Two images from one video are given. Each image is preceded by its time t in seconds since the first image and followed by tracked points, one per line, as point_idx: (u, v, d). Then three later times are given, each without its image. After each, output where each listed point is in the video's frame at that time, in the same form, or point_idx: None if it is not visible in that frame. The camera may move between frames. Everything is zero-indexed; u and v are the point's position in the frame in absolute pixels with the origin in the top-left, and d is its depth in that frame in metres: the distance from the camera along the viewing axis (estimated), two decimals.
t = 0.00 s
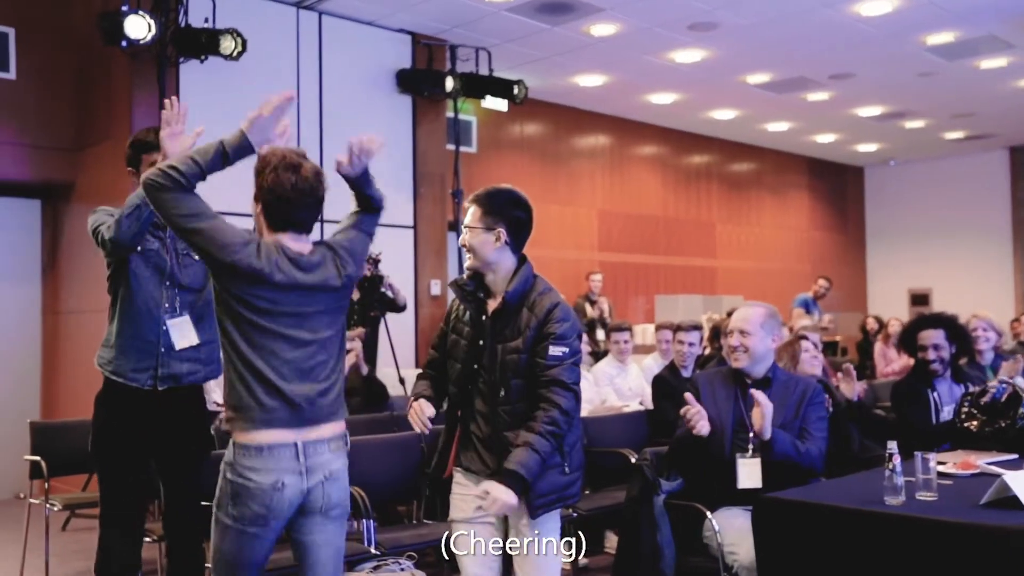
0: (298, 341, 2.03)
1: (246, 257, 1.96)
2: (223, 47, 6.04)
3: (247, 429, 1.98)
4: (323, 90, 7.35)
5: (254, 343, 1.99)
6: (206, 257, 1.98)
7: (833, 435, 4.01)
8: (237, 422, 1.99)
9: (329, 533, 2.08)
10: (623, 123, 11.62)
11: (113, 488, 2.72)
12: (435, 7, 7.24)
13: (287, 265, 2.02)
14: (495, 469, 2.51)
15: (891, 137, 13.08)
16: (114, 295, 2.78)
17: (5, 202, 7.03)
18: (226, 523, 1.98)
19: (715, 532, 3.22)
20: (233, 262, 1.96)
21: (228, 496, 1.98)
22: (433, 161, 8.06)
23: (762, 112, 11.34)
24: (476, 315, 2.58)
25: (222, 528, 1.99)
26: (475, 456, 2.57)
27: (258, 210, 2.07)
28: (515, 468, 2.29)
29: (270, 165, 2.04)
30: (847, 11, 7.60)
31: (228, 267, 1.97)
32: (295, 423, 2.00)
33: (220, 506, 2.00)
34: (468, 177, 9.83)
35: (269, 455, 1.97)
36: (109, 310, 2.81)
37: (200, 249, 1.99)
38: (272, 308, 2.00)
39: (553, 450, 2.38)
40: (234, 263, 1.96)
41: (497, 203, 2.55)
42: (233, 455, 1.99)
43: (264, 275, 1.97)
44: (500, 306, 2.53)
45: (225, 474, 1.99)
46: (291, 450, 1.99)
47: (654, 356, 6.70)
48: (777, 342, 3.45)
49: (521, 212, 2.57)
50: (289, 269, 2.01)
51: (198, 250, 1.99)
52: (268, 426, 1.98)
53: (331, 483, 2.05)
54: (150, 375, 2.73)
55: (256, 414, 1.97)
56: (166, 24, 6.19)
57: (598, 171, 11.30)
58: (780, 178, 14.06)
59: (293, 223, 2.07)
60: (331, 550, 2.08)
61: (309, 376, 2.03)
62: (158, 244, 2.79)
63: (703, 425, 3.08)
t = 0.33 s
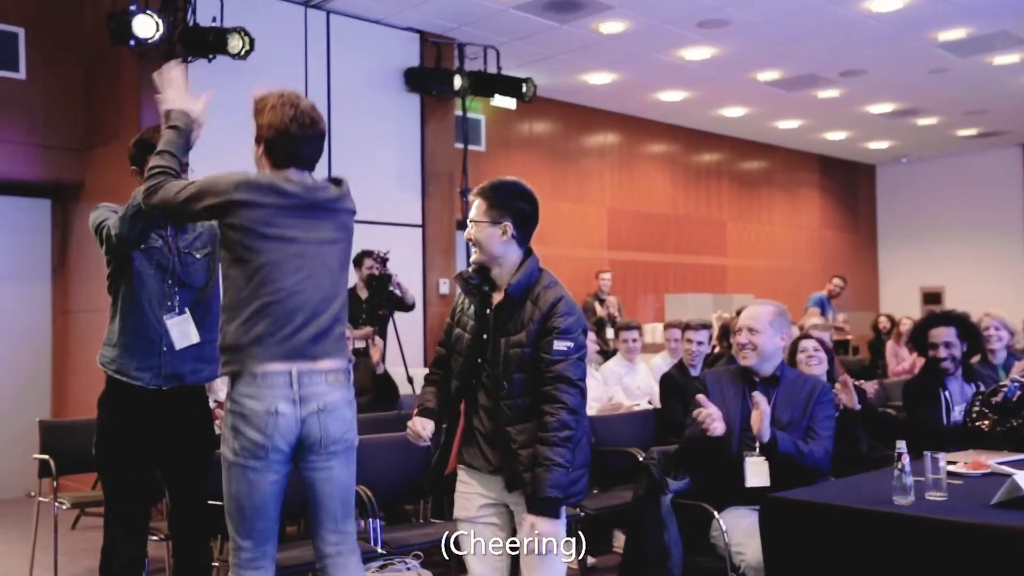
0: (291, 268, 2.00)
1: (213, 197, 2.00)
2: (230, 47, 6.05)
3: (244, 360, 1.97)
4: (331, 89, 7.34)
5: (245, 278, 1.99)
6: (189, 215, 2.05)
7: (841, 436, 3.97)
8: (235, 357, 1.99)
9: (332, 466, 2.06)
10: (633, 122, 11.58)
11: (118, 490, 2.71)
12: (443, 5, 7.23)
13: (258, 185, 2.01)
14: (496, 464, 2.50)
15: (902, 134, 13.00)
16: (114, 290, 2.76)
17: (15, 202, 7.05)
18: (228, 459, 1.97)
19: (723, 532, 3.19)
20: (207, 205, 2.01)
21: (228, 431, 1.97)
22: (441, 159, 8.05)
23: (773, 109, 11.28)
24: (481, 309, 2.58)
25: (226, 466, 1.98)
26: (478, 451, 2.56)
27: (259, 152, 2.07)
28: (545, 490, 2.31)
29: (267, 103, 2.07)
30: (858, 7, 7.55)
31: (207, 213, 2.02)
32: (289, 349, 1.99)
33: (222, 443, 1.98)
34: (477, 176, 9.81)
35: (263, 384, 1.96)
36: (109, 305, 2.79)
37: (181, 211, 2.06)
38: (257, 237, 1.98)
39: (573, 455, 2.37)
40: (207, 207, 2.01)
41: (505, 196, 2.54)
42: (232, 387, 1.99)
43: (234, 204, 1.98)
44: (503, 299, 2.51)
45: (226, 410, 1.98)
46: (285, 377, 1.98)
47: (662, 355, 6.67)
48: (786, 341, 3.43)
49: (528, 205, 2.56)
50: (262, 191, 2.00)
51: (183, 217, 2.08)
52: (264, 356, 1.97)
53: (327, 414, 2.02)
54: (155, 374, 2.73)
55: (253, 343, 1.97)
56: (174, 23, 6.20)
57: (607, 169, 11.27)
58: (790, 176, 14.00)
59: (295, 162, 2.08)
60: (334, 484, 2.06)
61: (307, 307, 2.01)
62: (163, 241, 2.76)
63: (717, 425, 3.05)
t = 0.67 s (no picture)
0: (296, 218, 2.10)
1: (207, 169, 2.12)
2: (239, 45, 6.07)
3: (262, 309, 2.06)
4: (340, 87, 7.34)
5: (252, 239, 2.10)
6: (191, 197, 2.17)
7: (850, 437, 3.95)
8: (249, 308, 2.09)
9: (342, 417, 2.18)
10: (643, 120, 11.55)
11: (122, 489, 2.70)
12: (452, 3, 7.23)
13: (249, 146, 2.14)
14: (499, 460, 2.49)
15: (914, 131, 12.92)
16: (118, 295, 2.76)
17: (27, 201, 7.09)
18: (233, 399, 2.05)
19: (731, 531, 3.17)
20: (205, 180, 2.12)
21: (241, 377, 2.04)
22: (451, 158, 8.05)
23: (784, 107, 11.23)
24: (488, 303, 2.57)
25: (227, 406, 2.07)
26: (481, 448, 2.55)
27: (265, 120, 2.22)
28: (576, 491, 2.33)
29: (268, 73, 2.20)
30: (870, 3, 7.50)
31: (204, 188, 2.13)
32: (311, 305, 2.09)
33: (231, 385, 2.06)
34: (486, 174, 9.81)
35: (288, 335, 2.05)
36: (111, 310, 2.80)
37: (183, 197, 2.19)
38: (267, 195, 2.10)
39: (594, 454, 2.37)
40: (201, 180, 2.12)
41: (516, 189, 2.52)
42: (249, 334, 2.05)
43: (227, 167, 2.11)
44: (509, 292, 2.50)
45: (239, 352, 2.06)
46: (310, 332, 2.07)
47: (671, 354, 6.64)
48: (795, 340, 3.41)
49: (537, 198, 2.55)
50: (255, 149, 2.14)
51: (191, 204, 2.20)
52: (285, 305, 2.06)
53: (349, 371, 2.15)
54: (157, 381, 2.73)
55: (266, 295, 2.07)
56: (183, 23, 6.23)
57: (617, 168, 11.24)
58: (802, 173, 13.94)
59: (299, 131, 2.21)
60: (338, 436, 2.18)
61: (312, 248, 2.11)
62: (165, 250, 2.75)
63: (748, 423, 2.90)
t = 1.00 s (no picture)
0: (311, 216, 2.18)
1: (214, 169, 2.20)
2: (250, 44, 6.09)
3: (278, 300, 2.13)
4: (351, 85, 7.33)
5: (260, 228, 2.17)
6: (199, 199, 2.24)
7: (861, 437, 3.92)
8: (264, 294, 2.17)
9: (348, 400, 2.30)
10: (655, 117, 11.50)
11: (130, 488, 2.72)
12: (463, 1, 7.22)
13: (255, 145, 2.24)
14: (506, 458, 2.48)
15: (929, 127, 12.83)
16: (125, 301, 2.76)
17: (41, 199, 7.13)
18: (239, 368, 2.13)
19: (741, 530, 3.15)
20: (213, 180, 2.20)
21: (252, 354, 2.11)
22: (462, 155, 8.05)
23: (797, 103, 11.16)
24: (498, 299, 2.55)
25: (230, 375, 2.14)
26: (490, 446, 2.55)
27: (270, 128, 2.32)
28: (599, 489, 2.34)
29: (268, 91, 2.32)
30: None
31: (211, 188, 2.21)
32: (328, 297, 2.17)
33: (237, 357, 2.13)
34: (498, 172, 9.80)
35: (306, 326, 2.12)
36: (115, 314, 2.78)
37: (191, 200, 2.26)
38: (280, 194, 2.18)
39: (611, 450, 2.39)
40: (211, 181, 2.21)
41: (531, 184, 2.51)
42: (265, 322, 2.12)
43: (234, 165, 2.20)
44: (518, 287, 2.48)
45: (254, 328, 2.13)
46: (329, 327, 2.15)
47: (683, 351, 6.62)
48: (807, 337, 3.38)
49: (552, 192, 2.54)
50: (260, 147, 2.23)
51: (201, 210, 2.27)
52: (302, 296, 2.14)
53: (362, 368, 2.24)
54: (174, 382, 2.74)
55: (280, 280, 2.14)
56: (194, 21, 6.26)
57: (629, 166, 11.21)
58: (815, 171, 13.86)
59: (305, 138, 2.31)
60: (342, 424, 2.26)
61: (322, 234, 2.17)
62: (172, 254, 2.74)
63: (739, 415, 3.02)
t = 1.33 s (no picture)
0: (330, 230, 2.17)
1: (230, 176, 2.20)
2: (261, 42, 6.11)
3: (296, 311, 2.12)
4: (363, 83, 7.34)
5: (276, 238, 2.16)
6: (209, 202, 2.22)
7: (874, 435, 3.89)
8: (281, 302, 2.17)
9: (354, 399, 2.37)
10: (668, 113, 11.46)
11: (143, 481, 2.72)
12: None
13: (273, 158, 2.24)
14: (517, 456, 2.47)
15: (945, 123, 12.72)
16: (136, 300, 2.75)
17: (55, 197, 7.18)
18: (257, 365, 2.13)
19: (752, 528, 3.13)
20: (225, 188, 2.20)
21: (273, 358, 2.12)
22: (474, 152, 8.04)
23: (811, 99, 11.09)
24: (511, 295, 2.56)
25: (243, 366, 2.15)
26: (501, 444, 2.54)
27: (277, 135, 2.32)
28: (619, 491, 2.32)
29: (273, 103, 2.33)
30: None
31: (225, 195, 2.21)
32: (350, 314, 2.18)
33: (254, 355, 2.14)
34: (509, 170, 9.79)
35: (331, 343, 2.13)
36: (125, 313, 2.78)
37: (201, 205, 2.24)
38: (300, 207, 2.17)
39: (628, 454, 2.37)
40: (228, 188, 2.19)
41: (546, 179, 2.51)
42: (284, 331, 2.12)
43: (250, 177, 2.19)
44: (532, 282, 2.48)
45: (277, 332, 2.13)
46: (355, 346, 2.18)
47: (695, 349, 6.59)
48: (820, 334, 3.36)
49: (568, 186, 2.54)
50: (277, 160, 2.24)
51: (213, 219, 2.25)
52: (323, 311, 2.13)
53: (380, 382, 2.29)
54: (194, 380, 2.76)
55: (297, 291, 2.13)
56: (206, 20, 6.29)
57: (642, 163, 11.17)
58: (830, 167, 13.78)
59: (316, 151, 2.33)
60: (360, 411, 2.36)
61: (342, 248, 2.17)
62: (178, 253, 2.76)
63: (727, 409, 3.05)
